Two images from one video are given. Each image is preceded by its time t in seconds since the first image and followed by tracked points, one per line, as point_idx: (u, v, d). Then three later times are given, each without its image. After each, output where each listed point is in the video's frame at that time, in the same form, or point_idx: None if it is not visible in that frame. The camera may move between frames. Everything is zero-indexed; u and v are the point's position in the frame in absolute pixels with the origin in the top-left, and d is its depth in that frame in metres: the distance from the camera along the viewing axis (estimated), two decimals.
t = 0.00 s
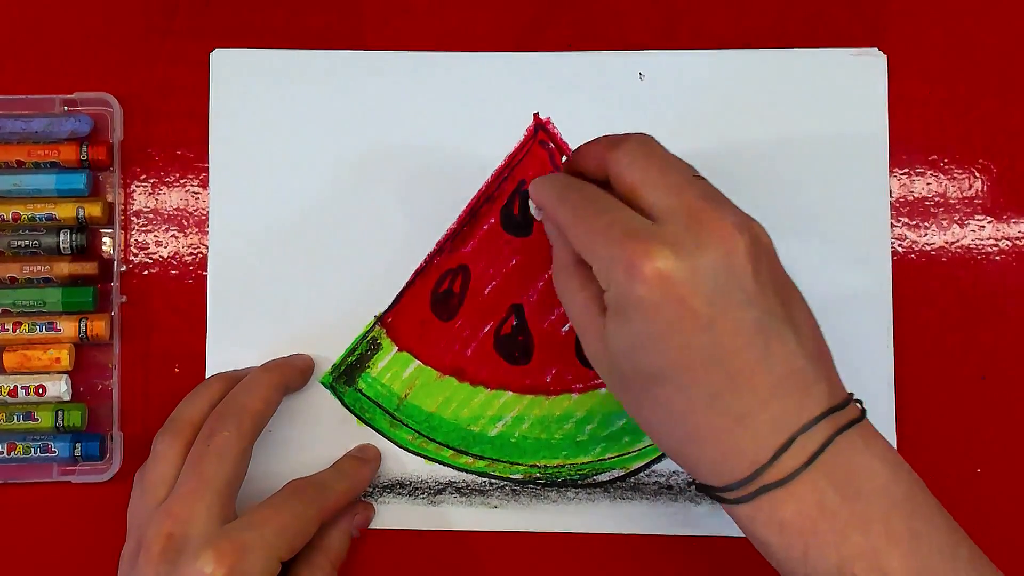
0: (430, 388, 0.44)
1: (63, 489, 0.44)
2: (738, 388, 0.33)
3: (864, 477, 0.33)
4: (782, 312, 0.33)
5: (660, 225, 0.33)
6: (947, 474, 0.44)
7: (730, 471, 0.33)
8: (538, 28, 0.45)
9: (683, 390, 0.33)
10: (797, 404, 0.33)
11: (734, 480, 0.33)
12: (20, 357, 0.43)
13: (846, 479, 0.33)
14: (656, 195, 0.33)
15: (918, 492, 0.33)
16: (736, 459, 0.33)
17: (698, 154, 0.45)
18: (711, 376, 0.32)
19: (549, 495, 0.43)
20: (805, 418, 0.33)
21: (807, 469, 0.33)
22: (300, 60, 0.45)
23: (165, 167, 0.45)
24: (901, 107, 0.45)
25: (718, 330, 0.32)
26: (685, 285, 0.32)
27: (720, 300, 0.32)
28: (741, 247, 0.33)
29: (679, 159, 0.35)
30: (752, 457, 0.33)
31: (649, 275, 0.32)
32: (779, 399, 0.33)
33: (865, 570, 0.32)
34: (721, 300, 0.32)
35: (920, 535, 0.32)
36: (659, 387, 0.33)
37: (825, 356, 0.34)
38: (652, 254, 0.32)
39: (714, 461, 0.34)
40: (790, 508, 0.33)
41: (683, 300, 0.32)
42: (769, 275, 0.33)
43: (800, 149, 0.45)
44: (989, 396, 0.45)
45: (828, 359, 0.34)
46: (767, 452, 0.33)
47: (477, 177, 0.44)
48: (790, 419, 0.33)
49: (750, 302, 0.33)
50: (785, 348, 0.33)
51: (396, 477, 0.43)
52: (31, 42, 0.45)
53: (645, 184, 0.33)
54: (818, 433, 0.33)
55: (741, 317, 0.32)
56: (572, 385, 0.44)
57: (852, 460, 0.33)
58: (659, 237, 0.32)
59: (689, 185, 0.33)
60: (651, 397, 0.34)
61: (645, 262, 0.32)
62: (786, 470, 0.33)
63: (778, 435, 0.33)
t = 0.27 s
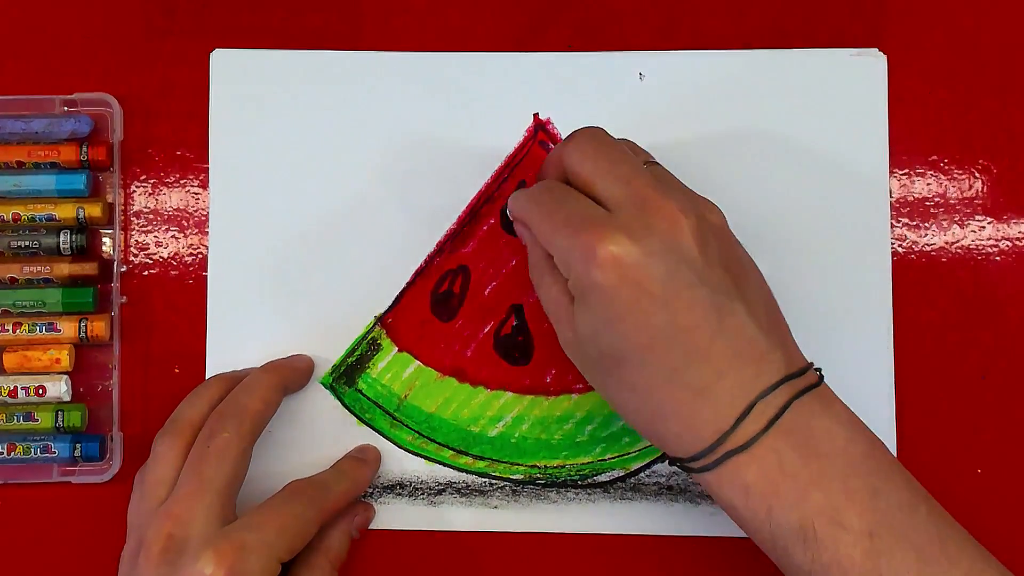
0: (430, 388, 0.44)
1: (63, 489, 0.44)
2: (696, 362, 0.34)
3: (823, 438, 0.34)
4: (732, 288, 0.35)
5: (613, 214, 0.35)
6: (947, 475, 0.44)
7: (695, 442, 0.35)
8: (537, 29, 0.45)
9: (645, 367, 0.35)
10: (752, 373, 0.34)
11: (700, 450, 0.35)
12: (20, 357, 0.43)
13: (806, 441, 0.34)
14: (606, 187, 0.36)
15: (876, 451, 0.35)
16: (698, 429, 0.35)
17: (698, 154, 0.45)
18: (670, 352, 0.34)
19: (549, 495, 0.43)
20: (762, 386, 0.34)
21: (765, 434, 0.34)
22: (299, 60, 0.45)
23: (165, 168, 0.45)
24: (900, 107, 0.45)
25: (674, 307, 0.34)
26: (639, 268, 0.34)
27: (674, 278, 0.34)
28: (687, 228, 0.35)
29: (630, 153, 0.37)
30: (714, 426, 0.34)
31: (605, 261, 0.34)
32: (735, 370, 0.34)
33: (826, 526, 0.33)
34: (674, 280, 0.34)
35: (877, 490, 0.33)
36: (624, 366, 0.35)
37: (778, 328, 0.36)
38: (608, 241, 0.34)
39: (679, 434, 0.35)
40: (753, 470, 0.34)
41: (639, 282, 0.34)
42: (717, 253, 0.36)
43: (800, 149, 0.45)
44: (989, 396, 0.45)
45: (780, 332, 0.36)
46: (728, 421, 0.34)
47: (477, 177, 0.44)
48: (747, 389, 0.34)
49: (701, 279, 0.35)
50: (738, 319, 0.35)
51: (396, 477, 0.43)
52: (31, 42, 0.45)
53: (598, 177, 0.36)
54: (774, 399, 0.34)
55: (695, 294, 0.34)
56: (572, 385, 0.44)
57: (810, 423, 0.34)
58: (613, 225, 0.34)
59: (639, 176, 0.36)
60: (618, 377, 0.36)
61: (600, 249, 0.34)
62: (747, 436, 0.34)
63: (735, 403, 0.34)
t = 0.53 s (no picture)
0: (430, 388, 0.44)
1: (63, 489, 0.44)
2: (666, 341, 0.35)
3: (809, 412, 0.34)
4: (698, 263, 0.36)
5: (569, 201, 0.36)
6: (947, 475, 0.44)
7: (680, 424, 0.35)
8: (537, 28, 0.45)
9: (620, 350, 0.35)
10: (726, 348, 0.35)
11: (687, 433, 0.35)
12: (20, 357, 0.43)
13: (793, 417, 0.34)
14: (565, 175, 0.36)
15: (867, 424, 0.34)
16: (682, 410, 0.35)
17: (698, 154, 0.45)
18: (639, 333, 0.35)
19: (549, 495, 0.43)
20: (737, 360, 0.34)
21: (748, 410, 0.34)
22: (299, 60, 0.45)
23: (165, 167, 0.45)
24: (900, 107, 0.45)
25: (637, 287, 0.35)
26: (595, 253, 0.35)
27: (634, 259, 0.35)
28: (644, 209, 0.36)
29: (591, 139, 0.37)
30: (695, 406, 0.35)
31: (561, 250, 0.35)
32: (709, 346, 0.35)
33: (817, 502, 0.33)
34: (634, 261, 0.35)
35: (869, 462, 0.33)
36: (602, 352, 0.36)
37: (750, 301, 0.36)
38: (562, 229, 0.35)
39: (664, 418, 0.35)
40: (739, 449, 0.34)
41: (599, 266, 0.35)
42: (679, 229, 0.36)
43: (799, 149, 0.45)
44: (989, 396, 0.45)
45: (754, 305, 0.36)
46: (708, 400, 0.34)
47: (477, 177, 0.44)
48: (721, 366, 0.34)
49: (664, 256, 0.35)
50: (705, 295, 0.35)
51: (396, 477, 0.43)
52: (31, 42, 0.45)
53: (557, 167, 0.36)
54: (751, 375, 0.34)
55: (658, 272, 0.35)
56: (572, 385, 0.44)
57: (793, 397, 0.34)
58: (568, 212, 0.35)
59: (596, 161, 0.36)
60: (598, 364, 0.37)
61: (555, 239, 0.35)
62: (728, 414, 0.34)
63: (713, 381, 0.34)
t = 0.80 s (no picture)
0: (430, 388, 0.44)
1: (63, 489, 0.44)
2: (666, 336, 0.35)
3: (810, 408, 0.34)
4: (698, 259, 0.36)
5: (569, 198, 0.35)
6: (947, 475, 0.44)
7: (680, 416, 0.35)
8: (537, 28, 0.45)
9: (620, 344, 0.36)
10: (727, 343, 0.35)
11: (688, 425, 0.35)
12: (20, 357, 0.43)
13: (794, 411, 0.34)
14: (564, 171, 0.36)
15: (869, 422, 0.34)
16: (683, 402, 0.35)
17: (698, 154, 0.45)
18: (639, 329, 0.35)
19: (549, 495, 0.43)
20: (738, 353, 0.35)
21: (750, 403, 0.34)
22: (299, 60, 0.45)
23: (165, 167, 0.45)
24: (900, 107, 0.45)
25: (636, 283, 0.35)
26: (594, 249, 0.34)
27: (635, 254, 0.35)
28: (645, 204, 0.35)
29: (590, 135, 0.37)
30: (696, 399, 0.35)
31: (560, 245, 0.34)
32: (711, 341, 0.35)
33: (816, 494, 0.33)
34: (634, 257, 0.35)
35: (868, 455, 0.33)
36: (601, 346, 0.36)
37: (752, 297, 0.36)
38: (561, 225, 0.34)
39: (664, 411, 0.36)
40: (739, 442, 0.34)
41: (598, 262, 0.35)
42: (680, 223, 0.36)
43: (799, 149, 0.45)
44: (989, 396, 0.45)
45: (758, 301, 0.36)
46: (708, 393, 0.35)
47: (477, 177, 0.44)
48: (721, 360, 0.35)
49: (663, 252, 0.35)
50: (706, 290, 0.35)
51: (396, 477, 0.43)
52: (31, 42, 0.45)
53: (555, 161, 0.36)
54: (751, 369, 0.35)
55: (659, 267, 0.35)
56: (572, 385, 0.44)
57: (793, 391, 0.34)
58: (566, 207, 0.35)
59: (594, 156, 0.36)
60: (598, 358, 0.37)
61: (553, 234, 0.34)
62: (730, 407, 0.34)
63: (714, 375, 0.35)
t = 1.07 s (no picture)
0: (430, 389, 0.44)
1: (63, 490, 0.44)
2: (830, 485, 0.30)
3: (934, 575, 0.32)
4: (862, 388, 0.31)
5: (783, 304, 0.30)
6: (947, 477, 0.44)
7: (802, 563, 0.31)
8: (537, 29, 0.45)
9: (757, 489, 0.31)
10: (876, 500, 0.31)
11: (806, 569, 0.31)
12: (20, 358, 0.43)
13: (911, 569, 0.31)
14: (768, 272, 0.31)
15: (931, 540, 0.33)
16: (810, 556, 0.31)
17: (698, 156, 0.45)
18: (799, 478, 0.30)
19: (549, 497, 0.43)
20: (868, 530, 0.31)
21: (888, 569, 0.31)
22: (299, 61, 0.45)
23: (165, 169, 0.45)
24: (900, 108, 0.45)
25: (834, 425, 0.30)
26: (812, 370, 0.29)
27: (819, 413, 0.30)
28: (843, 338, 0.30)
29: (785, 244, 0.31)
30: (833, 555, 0.31)
31: (779, 354, 0.29)
32: (864, 496, 0.31)
33: (805, 544, 0.31)
34: (838, 385, 0.30)
35: (853, 498, 0.31)
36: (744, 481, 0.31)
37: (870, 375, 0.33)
38: (788, 334, 0.29)
39: (768, 513, 0.31)
40: (742, 497, 0.31)
41: (808, 387, 0.29)
42: (851, 370, 0.31)
43: (800, 150, 0.45)
44: (989, 397, 0.45)
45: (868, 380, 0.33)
46: (849, 557, 0.31)
47: (477, 178, 0.44)
48: (874, 517, 0.31)
49: (851, 383, 0.30)
50: (875, 444, 0.31)
51: (396, 478, 0.43)
52: (31, 43, 0.45)
53: (756, 258, 0.31)
54: (889, 535, 0.31)
55: (821, 440, 0.30)
56: (572, 386, 0.44)
57: (822, 441, 0.30)
58: (777, 311, 0.29)
59: (798, 268, 0.31)
60: (719, 474, 0.32)
61: (772, 344, 0.29)
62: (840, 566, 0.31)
63: (859, 540, 0.31)
